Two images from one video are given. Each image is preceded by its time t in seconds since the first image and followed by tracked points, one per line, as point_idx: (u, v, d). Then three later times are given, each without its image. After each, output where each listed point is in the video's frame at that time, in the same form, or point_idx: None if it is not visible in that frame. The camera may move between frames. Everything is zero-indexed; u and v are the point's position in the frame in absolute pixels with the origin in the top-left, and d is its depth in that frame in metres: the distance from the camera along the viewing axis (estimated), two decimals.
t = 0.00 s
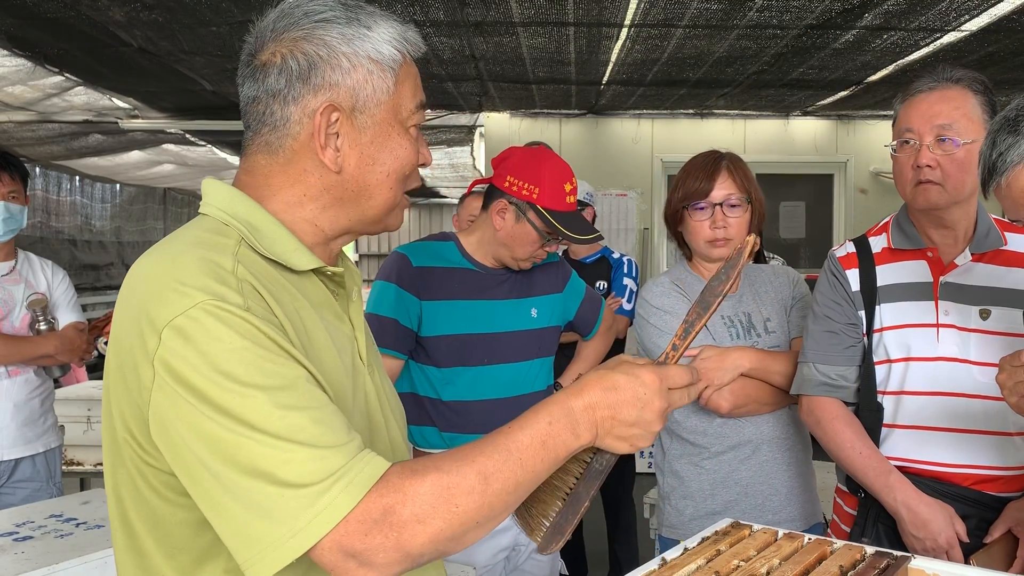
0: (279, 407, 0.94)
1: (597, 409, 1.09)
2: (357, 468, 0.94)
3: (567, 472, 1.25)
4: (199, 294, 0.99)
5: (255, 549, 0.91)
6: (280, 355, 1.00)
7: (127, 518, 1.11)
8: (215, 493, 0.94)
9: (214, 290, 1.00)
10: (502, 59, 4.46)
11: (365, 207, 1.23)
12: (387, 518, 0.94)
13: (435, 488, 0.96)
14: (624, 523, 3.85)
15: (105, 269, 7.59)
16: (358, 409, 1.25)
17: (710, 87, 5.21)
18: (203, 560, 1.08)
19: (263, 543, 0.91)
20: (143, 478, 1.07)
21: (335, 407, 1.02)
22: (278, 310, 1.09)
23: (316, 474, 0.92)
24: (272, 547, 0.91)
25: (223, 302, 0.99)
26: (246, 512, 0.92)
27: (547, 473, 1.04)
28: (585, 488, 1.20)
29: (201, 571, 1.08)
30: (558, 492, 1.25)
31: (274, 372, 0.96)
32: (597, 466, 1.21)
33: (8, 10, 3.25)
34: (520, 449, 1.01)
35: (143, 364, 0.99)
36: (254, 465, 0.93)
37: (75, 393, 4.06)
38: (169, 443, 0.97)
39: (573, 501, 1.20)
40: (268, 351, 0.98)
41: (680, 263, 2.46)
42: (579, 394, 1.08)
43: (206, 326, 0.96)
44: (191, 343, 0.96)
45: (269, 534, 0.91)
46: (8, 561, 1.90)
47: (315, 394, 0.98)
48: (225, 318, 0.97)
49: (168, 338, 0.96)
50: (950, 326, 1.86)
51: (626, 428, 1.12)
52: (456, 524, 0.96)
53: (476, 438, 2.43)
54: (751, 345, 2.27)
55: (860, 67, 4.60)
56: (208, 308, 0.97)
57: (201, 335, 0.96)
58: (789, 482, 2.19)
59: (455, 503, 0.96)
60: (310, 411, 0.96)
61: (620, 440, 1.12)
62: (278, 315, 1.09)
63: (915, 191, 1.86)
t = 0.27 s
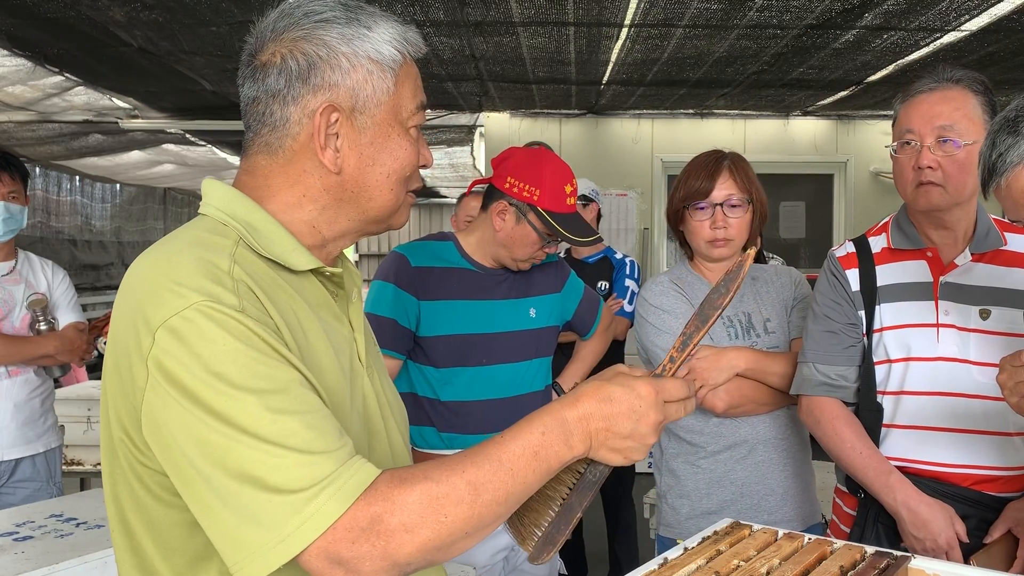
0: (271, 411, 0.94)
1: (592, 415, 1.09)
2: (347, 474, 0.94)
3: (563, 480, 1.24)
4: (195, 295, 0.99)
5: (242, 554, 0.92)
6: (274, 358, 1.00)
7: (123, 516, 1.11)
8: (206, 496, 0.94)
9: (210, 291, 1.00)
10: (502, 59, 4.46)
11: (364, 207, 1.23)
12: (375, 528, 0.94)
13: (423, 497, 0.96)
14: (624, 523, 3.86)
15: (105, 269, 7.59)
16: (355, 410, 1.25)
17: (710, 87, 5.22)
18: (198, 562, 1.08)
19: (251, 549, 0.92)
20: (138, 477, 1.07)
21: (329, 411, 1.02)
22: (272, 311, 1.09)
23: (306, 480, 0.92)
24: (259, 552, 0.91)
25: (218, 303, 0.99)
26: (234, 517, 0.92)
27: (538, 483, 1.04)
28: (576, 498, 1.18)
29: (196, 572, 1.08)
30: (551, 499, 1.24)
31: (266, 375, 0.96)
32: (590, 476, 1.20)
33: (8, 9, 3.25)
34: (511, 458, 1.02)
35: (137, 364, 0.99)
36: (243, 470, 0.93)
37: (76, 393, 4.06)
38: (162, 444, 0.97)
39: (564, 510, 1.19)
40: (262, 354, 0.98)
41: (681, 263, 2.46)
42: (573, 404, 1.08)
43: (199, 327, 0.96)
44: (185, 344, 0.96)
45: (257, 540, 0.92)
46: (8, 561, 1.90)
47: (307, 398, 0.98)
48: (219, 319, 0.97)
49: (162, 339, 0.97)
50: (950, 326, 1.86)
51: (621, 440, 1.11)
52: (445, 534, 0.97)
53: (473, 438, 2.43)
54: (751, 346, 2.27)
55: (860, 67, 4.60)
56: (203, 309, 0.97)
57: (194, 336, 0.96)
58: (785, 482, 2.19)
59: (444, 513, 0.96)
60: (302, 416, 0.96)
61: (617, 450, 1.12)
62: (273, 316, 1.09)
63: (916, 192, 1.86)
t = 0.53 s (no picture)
0: (275, 411, 0.94)
1: (595, 416, 1.10)
2: (350, 476, 0.94)
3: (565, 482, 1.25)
4: (199, 294, 0.99)
5: (245, 554, 0.92)
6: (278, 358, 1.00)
7: (124, 514, 1.11)
8: (209, 496, 0.94)
9: (214, 290, 1.00)
10: (502, 59, 4.46)
11: (366, 208, 1.23)
12: (380, 530, 0.94)
13: (428, 499, 0.96)
14: (624, 523, 3.86)
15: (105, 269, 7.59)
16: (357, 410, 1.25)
17: (710, 87, 5.21)
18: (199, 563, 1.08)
19: (253, 550, 0.92)
20: (140, 476, 1.07)
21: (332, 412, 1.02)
22: (276, 311, 1.09)
23: (309, 481, 0.92)
24: (262, 553, 0.91)
25: (222, 302, 0.99)
26: (237, 518, 0.92)
27: (543, 485, 1.04)
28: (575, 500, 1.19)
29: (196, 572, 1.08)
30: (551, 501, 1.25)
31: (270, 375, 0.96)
32: (592, 479, 1.21)
33: (7, 10, 3.25)
34: (517, 461, 1.02)
35: (140, 363, 0.99)
36: (246, 470, 0.93)
37: (75, 393, 4.06)
38: (165, 443, 0.97)
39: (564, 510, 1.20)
40: (266, 354, 0.98)
41: (680, 263, 2.46)
42: (577, 408, 1.09)
43: (203, 326, 0.96)
44: (189, 343, 0.96)
45: (260, 541, 0.91)
46: (9, 561, 1.91)
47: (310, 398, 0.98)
48: (223, 319, 0.97)
49: (166, 338, 0.97)
50: (950, 326, 1.86)
51: (625, 445, 1.13)
52: (448, 536, 0.97)
53: (472, 439, 2.44)
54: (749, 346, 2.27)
55: (860, 67, 4.60)
56: (207, 308, 0.97)
57: (199, 336, 0.96)
58: (784, 483, 2.19)
59: (448, 515, 0.97)
60: (306, 416, 0.96)
61: (618, 455, 1.13)
62: (277, 316, 1.09)
63: (917, 193, 1.86)
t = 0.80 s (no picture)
0: (281, 410, 0.94)
1: (597, 418, 1.13)
2: (357, 475, 0.94)
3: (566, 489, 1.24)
4: (205, 292, 0.99)
5: (250, 556, 0.91)
6: (284, 357, 1.00)
7: (127, 513, 1.10)
8: (214, 495, 0.94)
9: (221, 289, 1.00)
10: (502, 58, 4.46)
11: (368, 210, 1.23)
12: (388, 529, 0.94)
13: (435, 498, 0.97)
14: (624, 523, 3.86)
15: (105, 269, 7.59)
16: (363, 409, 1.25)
17: (710, 87, 5.21)
18: (203, 562, 1.08)
19: (258, 550, 0.91)
20: (143, 476, 1.07)
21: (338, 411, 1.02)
22: (281, 309, 1.09)
23: (317, 480, 0.92)
24: (268, 554, 0.91)
25: (229, 301, 0.99)
26: (242, 517, 0.92)
27: (547, 487, 1.06)
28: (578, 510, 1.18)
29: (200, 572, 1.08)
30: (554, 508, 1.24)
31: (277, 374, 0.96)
32: (592, 489, 1.20)
33: (7, 9, 3.25)
34: (522, 462, 1.03)
35: (145, 361, 0.99)
36: (253, 469, 0.92)
37: (76, 393, 4.05)
38: (169, 443, 0.97)
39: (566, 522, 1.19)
40: (273, 353, 0.98)
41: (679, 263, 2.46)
42: (577, 412, 1.12)
43: (210, 324, 0.96)
44: (195, 341, 0.96)
45: (265, 541, 0.91)
46: (9, 561, 1.91)
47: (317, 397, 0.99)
48: (230, 317, 0.97)
49: (172, 336, 0.97)
50: (950, 326, 1.86)
51: (627, 446, 1.16)
52: (453, 537, 0.97)
53: (472, 439, 2.44)
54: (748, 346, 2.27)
55: (860, 67, 4.60)
56: (213, 307, 0.97)
57: (205, 334, 0.96)
58: (785, 483, 2.19)
59: (454, 515, 0.97)
60: (312, 416, 0.96)
61: (619, 457, 1.16)
62: (282, 315, 1.09)
63: (917, 195, 1.86)
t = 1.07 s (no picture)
0: (285, 411, 0.94)
1: (584, 427, 1.14)
2: (359, 480, 0.94)
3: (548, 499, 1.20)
4: (210, 292, 0.99)
5: (249, 558, 0.91)
6: (288, 359, 1.00)
7: (128, 512, 1.10)
8: (214, 496, 0.94)
9: (226, 288, 1.01)
10: (502, 58, 4.46)
11: (373, 216, 1.23)
12: (388, 534, 0.95)
13: (434, 503, 0.98)
14: (624, 523, 3.86)
15: (105, 269, 7.59)
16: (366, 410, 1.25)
17: (710, 87, 5.21)
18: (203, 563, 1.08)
19: (257, 553, 0.91)
20: (145, 474, 1.07)
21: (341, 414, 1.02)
22: (286, 309, 1.09)
23: (319, 483, 0.92)
24: (267, 556, 0.90)
25: (234, 301, 0.99)
26: (241, 519, 0.92)
27: (539, 494, 1.07)
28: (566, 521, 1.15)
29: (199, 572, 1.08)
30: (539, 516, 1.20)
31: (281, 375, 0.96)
32: (579, 498, 1.16)
33: (7, 10, 3.25)
34: (513, 469, 1.05)
35: (149, 360, 0.99)
36: (255, 470, 0.92)
37: (76, 393, 4.05)
38: (171, 442, 0.97)
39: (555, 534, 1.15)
40: (277, 354, 0.98)
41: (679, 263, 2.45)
42: (564, 421, 1.13)
43: (215, 324, 0.96)
44: (200, 341, 0.96)
45: (264, 543, 0.91)
46: (9, 561, 1.91)
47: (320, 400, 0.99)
48: (235, 317, 0.97)
49: (176, 335, 0.97)
50: (949, 327, 1.87)
51: (614, 451, 1.17)
52: (450, 542, 0.98)
53: (472, 439, 2.43)
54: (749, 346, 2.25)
55: (860, 67, 4.60)
56: (219, 307, 0.97)
57: (211, 334, 0.96)
58: (785, 483, 2.19)
59: (452, 520, 0.98)
60: (315, 418, 0.96)
61: (607, 462, 1.17)
62: (287, 315, 1.09)
63: (916, 195, 1.87)
